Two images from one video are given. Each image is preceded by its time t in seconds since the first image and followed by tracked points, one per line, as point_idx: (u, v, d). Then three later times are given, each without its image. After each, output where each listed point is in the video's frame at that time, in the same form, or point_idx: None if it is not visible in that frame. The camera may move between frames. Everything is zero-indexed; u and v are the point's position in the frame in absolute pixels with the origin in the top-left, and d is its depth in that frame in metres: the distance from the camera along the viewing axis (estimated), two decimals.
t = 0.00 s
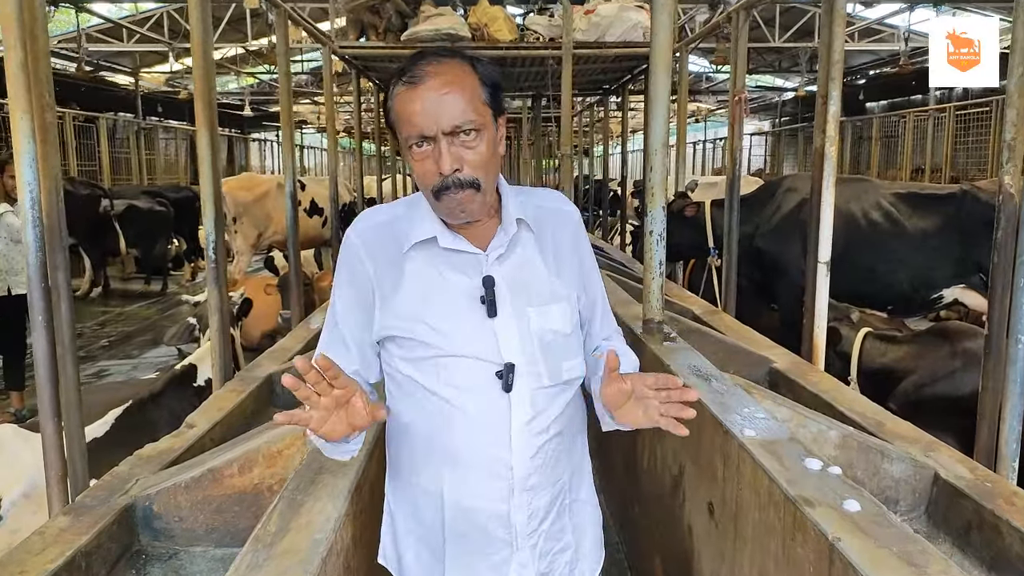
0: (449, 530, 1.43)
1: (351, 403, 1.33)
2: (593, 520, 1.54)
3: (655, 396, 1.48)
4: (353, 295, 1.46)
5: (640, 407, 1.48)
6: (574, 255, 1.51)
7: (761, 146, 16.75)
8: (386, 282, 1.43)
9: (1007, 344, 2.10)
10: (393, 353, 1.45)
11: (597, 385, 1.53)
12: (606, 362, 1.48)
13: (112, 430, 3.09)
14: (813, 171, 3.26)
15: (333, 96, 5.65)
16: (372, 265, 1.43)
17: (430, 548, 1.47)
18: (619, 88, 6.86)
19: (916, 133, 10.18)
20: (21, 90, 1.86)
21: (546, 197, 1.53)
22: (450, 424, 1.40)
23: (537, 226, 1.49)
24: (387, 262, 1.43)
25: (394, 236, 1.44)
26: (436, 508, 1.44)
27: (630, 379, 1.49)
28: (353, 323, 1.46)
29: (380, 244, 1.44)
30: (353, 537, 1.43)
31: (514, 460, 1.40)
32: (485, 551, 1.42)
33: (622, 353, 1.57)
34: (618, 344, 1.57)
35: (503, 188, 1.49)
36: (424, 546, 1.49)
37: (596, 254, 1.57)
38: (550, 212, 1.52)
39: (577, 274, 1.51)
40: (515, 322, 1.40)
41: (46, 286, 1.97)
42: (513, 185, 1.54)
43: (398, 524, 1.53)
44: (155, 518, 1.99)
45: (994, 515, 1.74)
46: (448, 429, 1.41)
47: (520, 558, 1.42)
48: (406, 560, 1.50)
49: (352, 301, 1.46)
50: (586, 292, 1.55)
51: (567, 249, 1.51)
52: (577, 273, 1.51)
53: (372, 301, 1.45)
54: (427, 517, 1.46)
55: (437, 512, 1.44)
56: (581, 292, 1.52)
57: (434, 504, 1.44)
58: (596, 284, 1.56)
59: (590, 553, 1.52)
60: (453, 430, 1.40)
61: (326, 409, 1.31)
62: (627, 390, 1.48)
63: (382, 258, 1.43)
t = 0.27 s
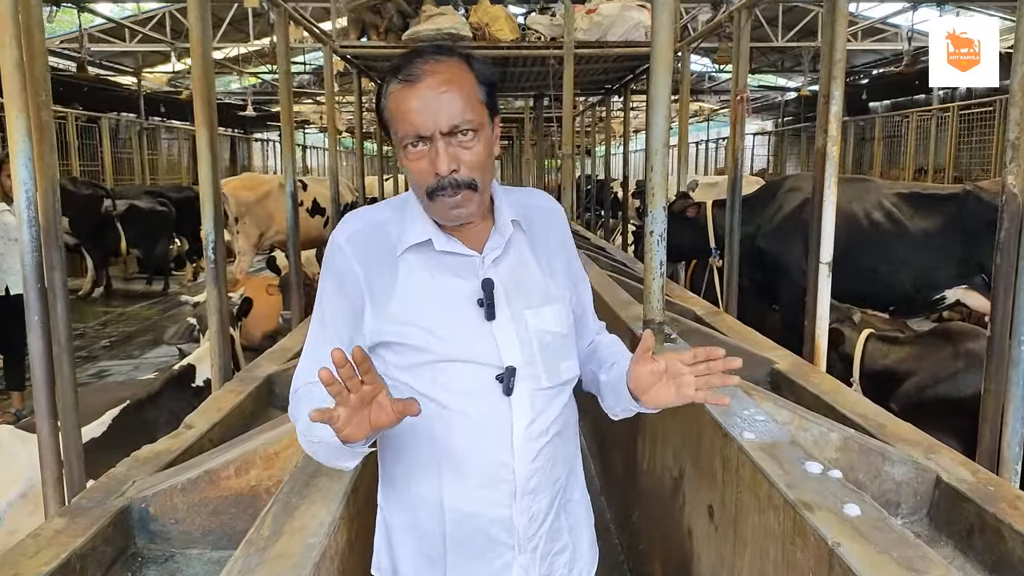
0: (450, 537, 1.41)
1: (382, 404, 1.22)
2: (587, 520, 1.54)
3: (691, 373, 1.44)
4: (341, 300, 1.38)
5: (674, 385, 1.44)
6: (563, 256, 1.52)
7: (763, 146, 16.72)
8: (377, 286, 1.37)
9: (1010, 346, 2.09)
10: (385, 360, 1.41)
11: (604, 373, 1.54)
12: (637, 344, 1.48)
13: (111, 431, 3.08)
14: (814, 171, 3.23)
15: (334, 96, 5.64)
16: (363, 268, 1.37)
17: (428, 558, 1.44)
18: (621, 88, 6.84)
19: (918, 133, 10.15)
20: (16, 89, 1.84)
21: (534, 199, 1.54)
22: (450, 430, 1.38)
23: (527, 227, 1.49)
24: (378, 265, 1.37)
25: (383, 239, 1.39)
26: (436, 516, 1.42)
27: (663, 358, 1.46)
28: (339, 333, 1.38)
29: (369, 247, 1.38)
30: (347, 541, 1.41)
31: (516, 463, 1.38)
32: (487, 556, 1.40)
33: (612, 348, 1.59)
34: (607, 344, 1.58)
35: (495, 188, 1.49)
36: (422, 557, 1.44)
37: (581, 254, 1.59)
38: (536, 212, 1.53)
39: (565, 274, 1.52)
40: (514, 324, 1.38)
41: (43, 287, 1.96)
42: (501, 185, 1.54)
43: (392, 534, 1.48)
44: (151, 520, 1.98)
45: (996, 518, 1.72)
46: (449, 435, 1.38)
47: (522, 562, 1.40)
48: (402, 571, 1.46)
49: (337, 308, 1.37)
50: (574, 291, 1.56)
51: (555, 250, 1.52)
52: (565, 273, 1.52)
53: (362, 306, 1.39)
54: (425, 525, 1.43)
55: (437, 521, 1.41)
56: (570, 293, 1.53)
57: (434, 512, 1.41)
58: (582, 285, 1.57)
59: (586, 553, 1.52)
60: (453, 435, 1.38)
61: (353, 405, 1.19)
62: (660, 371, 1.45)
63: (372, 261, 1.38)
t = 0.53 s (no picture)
0: (447, 542, 1.39)
1: (390, 377, 1.17)
2: (579, 519, 1.54)
3: (684, 321, 1.45)
4: (333, 305, 1.35)
5: (670, 341, 1.45)
6: (553, 256, 1.53)
7: (765, 146, 16.68)
8: (368, 290, 1.35)
9: (1010, 346, 2.07)
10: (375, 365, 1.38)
11: (592, 352, 1.54)
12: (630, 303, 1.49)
13: (108, 432, 3.07)
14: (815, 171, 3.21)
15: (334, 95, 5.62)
16: (355, 271, 1.35)
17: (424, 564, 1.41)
18: (622, 87, 6.82)
19: (921, 132, 10.11)
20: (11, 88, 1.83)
21: (522, 197, 1.55)
22: (446, 433, 1.36)
23: (518, 227, 1.48)
24: (368, 269, 1.35)
25: (373, 242, 1.37)
26: (432, 521, 1.40)
27: (656, 314, 1.47)
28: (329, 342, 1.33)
29: (361, 250, 1.36)
30: (339, 544, 1.40)
31: (513, 466, 1.38)
32: (484, 559, 1.39)
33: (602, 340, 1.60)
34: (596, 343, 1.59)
35: (484, 189, 1.48)
36: (418, 564, 1.42)
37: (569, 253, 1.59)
38: (525, 210, 1.53)
39: (558, 274, 1.51)
40: (509, 326, 1.37)
41: (36, 288, 1.95)
42: (490, 185, 1.53)
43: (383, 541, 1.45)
44: (146, 521, 1.97)
45: (995, 520, 1.71)
46: (445, 439, 1.36)
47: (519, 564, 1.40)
48: None
49: (328, 312, 1.34)
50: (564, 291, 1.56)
51: (546, 249, 1.52)
52: (557, 272, 1.52)
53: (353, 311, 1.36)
54: (419, 532, 1.41)
55: (433, 526, 1.39)
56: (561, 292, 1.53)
57: (430, 517, 1.39)
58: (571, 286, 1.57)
59: (580, 551, 1.53)
60: (450, 438, 1.36)
61: (362, 375, 1.16)
62: (652, 323, 1.47)
63: (364, 264, 1.35)
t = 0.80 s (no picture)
0: (441, 542, 1.38)
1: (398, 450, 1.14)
2: (576, 519, 1.53)
3: (685, 412, 1.40)
4: (324, 302, 1.35)
5: (664, 418, 1.41)
6: (549, 254, 1.51)
7: (766, 145, 16.66)
8: (359, 288, 1.34)
9: (1012, 345, 2.06)
10: (369, 365, 1.37)
11: (588, 383, 1.54)
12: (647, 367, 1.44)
13: (107, 430, 3.06)
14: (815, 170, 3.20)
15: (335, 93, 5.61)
16: (345, 268, 1.34)
17: (417, 563, 1.40)
18: (623, 85, 6.81)
19: (923, 131, 10.09)
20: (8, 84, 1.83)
21: (518, 196, 1.54)
22: (439, 434, 1.35)
23: (512, 224, 1.48)
24: (360, 267, 1.34)
25: (366, 239, 1.36)
26: (425, 521, 1.39)
27: (660, 388, 1.43)
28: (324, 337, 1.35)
29: (352, 247, 1.35)
30: (334, 543, 1.39)
31: (506, 466, 1.36)
32: (479, 559, 1.38)
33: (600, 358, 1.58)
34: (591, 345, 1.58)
35: (476, 186, 1.47)
36: (412, 564, 1.40)
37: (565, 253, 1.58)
38: (520, 207, 1.53)
39: (553, 272, 1.50)
40: (502, 325, 1.36)
41: (33, 285, 1.95)
42: (484, 182, 1.52)
43: (377, 540, 1.44)
44: (144, 520, 1.97)
45: (996, 519, 1.70)
46: (438, 440, 1.35)
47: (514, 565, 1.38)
48: None
49: (320, 310, 1.35)
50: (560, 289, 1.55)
51: (541, 247, 1.51)
52: (553, 271, 1.51)
53: (345, 309, 1.35)
54: (413, 530, 1.40)
55: (426, 525, 1.39)
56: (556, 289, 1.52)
57: (423, 516, 1.38)
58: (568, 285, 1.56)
59: (577, 552, 1.51)
60: (443, 439, 1.35)
61: (368, 451, 1.13)
62: (653, 397, 1.43)
63: (355, 262, 1.35)
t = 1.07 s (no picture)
0: (441, 546, 1.38)
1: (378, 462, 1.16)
2: (581, 524, 1.52)
3: (670, 416, 1.37)
4: (326, 305, 1.36)
5: (651, 425, 1.38)
6: (553, 259, 1.50)
7: (769, 146, 16.65)
8: (360, 292, 1.35)
9: (1014, 348, 2.05)
10: (370, 368, 1.38)
11: (580, 389, 1.52)
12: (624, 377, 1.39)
13: (107, 432, 3.06)
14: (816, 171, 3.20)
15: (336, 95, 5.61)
16: (346, 272, 1.35)
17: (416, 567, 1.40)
18: (624, 87, 6.82)
19: (924, 133, 10.09)
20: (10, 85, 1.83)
21: (521, 199, 1.53)
22: (439, 438, 1.35)
23: (515, 229, 1.47)
24: (362, 272, 1.35)
25: (368, 243, 1.37)
26: (425, 525, 1.39)
27: (643, 395, 1.39)
28: (326, 339, 1.36)
29: (354, 251, 1.36)
30: (333, 549, 1.39)
31: (506, 472, 1.36)
32: (478, 564, 1.38)
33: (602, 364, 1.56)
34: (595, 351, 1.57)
35: (479, 188, 1.46)
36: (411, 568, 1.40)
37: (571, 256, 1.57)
38: (524, 211, 1.52)
39: (557, 277, 1.49)
40: (501, 331, 1.36)
41: (35, 286, 1.95)
42: (488, 184, 1.51)
43: (378, 543, 1.44)
44: (145, 522, 1.97)
45: (999, 522, 1.69)
46: (437, 444, 1.35)
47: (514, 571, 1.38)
48: None
49: (322, 312, 1.36)
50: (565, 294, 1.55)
51: (544, 252, 1.50)
52: (557, 276, 1.50)
53: (346, 312, 1.36)
54: (412, 534, 1.40)
55: (425, 528, 1.39)
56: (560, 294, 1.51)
57: (423, 520, 1.38)
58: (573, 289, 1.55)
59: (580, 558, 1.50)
60: (442, 444, 1.35)
61: (346, 462, 1.15)
62: (640, 403, 1.39)
63: (356, 267, 1.35)
